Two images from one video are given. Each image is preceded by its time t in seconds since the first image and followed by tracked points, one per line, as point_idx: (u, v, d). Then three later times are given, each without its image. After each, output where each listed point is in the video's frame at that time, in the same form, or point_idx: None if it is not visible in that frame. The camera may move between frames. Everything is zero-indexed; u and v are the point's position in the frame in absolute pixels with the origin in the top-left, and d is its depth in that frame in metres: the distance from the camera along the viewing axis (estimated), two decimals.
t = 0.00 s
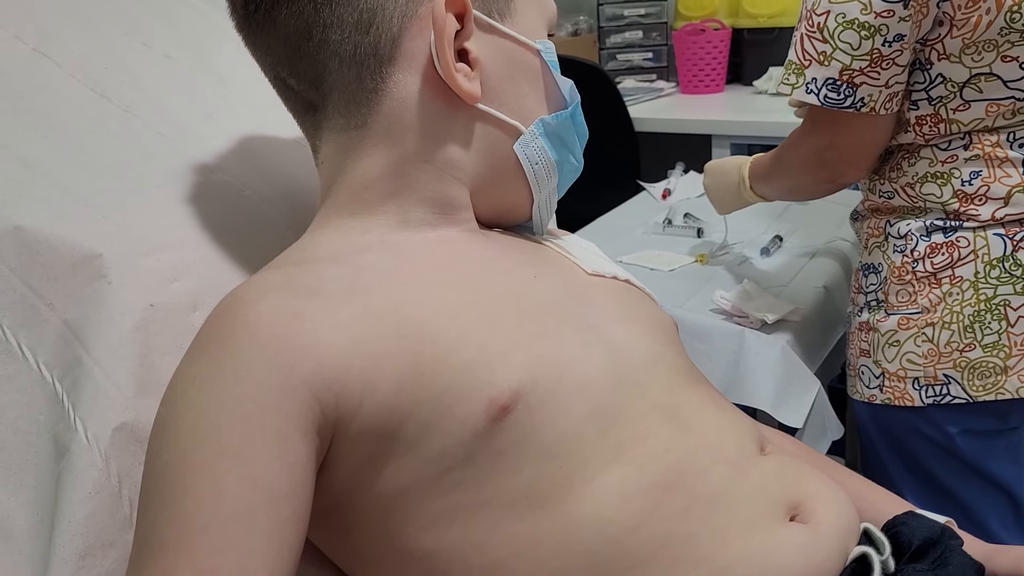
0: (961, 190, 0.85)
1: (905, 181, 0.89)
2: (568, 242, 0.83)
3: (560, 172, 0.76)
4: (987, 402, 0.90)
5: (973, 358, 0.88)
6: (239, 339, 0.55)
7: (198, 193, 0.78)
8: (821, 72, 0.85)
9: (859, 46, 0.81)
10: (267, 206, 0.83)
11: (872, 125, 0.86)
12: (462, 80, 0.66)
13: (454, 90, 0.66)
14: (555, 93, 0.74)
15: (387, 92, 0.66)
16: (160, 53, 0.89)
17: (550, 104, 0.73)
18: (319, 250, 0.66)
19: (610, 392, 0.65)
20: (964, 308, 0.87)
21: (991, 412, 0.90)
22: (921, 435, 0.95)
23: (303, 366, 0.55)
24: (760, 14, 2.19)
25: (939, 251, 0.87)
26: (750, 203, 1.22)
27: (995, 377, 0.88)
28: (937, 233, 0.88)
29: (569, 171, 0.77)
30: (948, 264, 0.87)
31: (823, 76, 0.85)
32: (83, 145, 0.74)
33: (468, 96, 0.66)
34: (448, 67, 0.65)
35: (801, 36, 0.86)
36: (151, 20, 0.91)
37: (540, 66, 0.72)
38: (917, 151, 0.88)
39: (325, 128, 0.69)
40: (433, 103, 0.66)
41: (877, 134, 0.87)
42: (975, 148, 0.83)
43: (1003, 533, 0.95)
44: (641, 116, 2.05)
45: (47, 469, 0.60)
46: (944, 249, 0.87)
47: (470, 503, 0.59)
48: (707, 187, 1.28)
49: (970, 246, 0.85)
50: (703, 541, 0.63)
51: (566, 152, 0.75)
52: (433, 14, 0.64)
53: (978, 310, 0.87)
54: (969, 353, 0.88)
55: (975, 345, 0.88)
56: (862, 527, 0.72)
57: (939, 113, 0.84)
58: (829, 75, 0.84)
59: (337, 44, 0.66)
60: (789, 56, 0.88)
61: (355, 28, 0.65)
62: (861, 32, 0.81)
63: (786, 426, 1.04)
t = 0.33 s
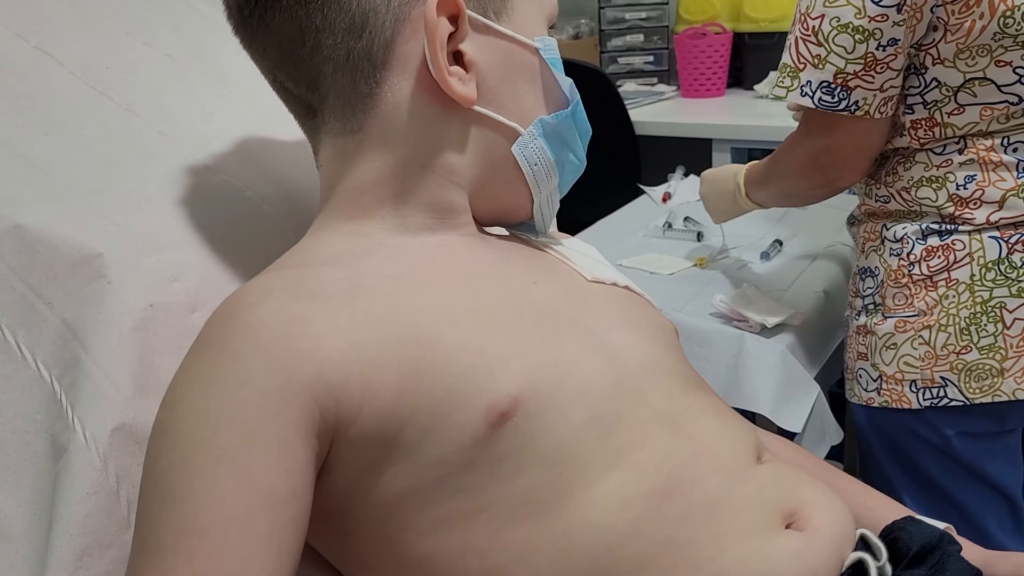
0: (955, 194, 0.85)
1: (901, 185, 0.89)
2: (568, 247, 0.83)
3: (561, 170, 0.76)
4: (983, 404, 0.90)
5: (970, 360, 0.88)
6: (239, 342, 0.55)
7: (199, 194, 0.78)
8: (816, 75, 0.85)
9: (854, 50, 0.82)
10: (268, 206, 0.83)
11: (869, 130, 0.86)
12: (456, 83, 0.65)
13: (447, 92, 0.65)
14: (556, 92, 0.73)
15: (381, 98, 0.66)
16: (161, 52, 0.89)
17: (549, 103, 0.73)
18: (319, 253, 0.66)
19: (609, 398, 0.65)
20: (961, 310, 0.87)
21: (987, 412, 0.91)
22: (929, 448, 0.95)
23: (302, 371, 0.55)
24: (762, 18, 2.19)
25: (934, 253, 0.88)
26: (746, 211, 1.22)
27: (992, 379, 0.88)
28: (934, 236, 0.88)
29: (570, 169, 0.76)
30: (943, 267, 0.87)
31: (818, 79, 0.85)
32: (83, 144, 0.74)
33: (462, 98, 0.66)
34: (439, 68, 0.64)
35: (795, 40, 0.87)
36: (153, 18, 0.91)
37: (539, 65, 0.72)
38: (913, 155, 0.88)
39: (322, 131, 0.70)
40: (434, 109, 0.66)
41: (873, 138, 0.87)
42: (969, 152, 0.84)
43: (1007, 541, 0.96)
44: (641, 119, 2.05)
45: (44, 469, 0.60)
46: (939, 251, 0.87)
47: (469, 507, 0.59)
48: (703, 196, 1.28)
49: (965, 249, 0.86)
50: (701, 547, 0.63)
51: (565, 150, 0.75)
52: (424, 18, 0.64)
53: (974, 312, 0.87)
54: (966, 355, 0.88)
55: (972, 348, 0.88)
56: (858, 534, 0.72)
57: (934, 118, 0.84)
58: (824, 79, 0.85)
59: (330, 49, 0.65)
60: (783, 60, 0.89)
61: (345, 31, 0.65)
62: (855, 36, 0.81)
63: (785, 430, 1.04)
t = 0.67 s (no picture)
0: (959, 190, 0.85)
1: (904, 182, 0.89)
2: (564, 247, 0.83)
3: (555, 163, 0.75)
4: (986, 400, 0.90)
5: (973, 356, 0.88)
6: (233, 345, 0.55)
7: (195, 193, 0.78)
8: (824, 70, 0.85)
9: (863, 44, 0.82)
10: (263, 205, 0.83)
11: (876, 123, 0.86)
12: (437, 86, 0.65)
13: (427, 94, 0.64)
14: (547, 83, 0.72)
15: (366, 102, 0.66)
16: (158, 50, 0.89)
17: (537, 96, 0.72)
18: (314, 255, 0.66)
19: (603, 399, 0.65)
20: (964, 306, 0.88)
21: (991, 409, 0.91)
22: (925, 442, 0.95)
23: (295, 376, 0.55)
24: (759, 18, 2.19)
25: (938, 250, 0.88)
26: (742, 211, 1.22)
27: (995, 375, 0.88)
28: (937, 233, 0.88)
29: (565, 161, 0.76)
30: (947, 263, 0.87)
31: (827, 74, 0.85)
32: (79, 142, 0.74)
33: (446, 101, 0.65)
34: (420, 70, 0.64)
35: (803, 34, 0.86)
36: (151, 16, 0.91)
37: (527, 57, 0.71)
38: (915, 152, 0.88)
39: (311, 134, 0.70)
40: (430, 115, 0.66)
41: (879, 133, 0.87)
42: (973, 148, 0.84)
43: (1005, 536, 0.97)
44: (638, 119, 2.06)
45: (39, 466, 0.60)
46: (943, 248, 0.87)
47: (463, 511, 0.59)
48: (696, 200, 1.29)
49: (968, 245, 0.86)
50: (695, 546, 0.63)
51: (558, 141, 0.74)
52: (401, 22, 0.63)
53: (978, 308, 0.87)
54: (970, 351, 0.88)
55: (975, 344, 0.88)
56: (852, 530, 0.72)
57: (937, 113, 0.85)
58: (832, 73, 0.85)
59: (311, 56, 0.66)
60: (790, 54, 0.88)
61: (324, 38, 0.65)
62: (864, 30, 0.81)
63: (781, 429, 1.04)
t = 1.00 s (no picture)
0: (973, 188, 0.86)
1: (916, 181, 0.89)
2: (558, 248, 0.83)
3: (552, 163, 0.75)
4: (1001, 399, 0.91)
5: (988, 355, 0.89)
6: (229, 349, 0.55)
7: (189, 193, 0.78)
8: (845, 64, 0.85)
9: (884, 36, 0.82)
10: (258, 205, 0.83)
11: (894, 113, 0.86)
12: (428, 90, 0.65)
13: (420, 98, 0.64)
14: (540, 83, 0.72)
15: (358, 107, 0.66)
16: (155, 50, 0.89)
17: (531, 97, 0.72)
18: (309, 258, 0.66)
19: (597, 401, 0.65)
20: (979, 306, 0.89)
21: (1003, 408, 0.92)
22: (932, 443, 0.96)
23: (290, 380, 0.55)
24: (757, 18, 2.19)
25: (952, 250, 0.88)
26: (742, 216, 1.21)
27: (1009, 373, 0.90)
28: (950, 233, 0.88)
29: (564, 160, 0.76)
30: (961, 263, 0.88)
31: (847, 67, 0.85)
32: (76, 144, 0.74)
33: (439, 106, 0.65)
34: (412, 74, 0.64)
35: (823, 28, 0.86)
36: (148, 16, 0.91)
37: (518, 57, 0.70)
38: (927, 150, 0.89)
39: (303, 137, 0.70)
40: (428, 120, 0.67)
41: (896, 126, 0.87)
42: (986, 145, 0.84)
43: (1004, 538, 0.97)
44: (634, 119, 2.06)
45: (35, 467, 0.60)
46: (957, 248, 0.88)
47: (457, 513, 0.60)
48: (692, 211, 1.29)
49: (983, 245, 0.87)
50: (689, 548, 0.63)
51: (551, 140, 0.73)
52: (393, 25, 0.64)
53: (993, 307, 0.88)
54: (985, 350, 0.89)
55: (990, 343, 0.89)
56: (847, 532, 0.72)
57: (952, 108, 0.85)
58: (853, 67, 0.84)
59: (302, 63, 0.66)
60: (811, 49, 0.88)
61: (314, 45, 0.65)
62: (885, 22, 0.81)
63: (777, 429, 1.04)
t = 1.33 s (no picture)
0: (984, 182, 0.87)
1: (925, 179, 0.90)
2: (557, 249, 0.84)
3: (552, 168, 0.75)
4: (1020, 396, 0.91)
5: (1006, 353, 0.90)
6: (230, 350, 0.56)
7: (189, 194, 0.78)
8: (859, 58, 0.85)
9: (898, 29, 0.82)
10: (258, 205, 0.83)
11: (902, 106, 0.86)
12: (433, 94, 0.65)
13: (425, 103, 0.65)
14: (544, 89, 0.72)
15: (363, 109, 0.66)
16: (156, 52, 0.89)
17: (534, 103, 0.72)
18: (310, 260, 0.66)
19: (597, 402, 0.65)
20: (995, 304, 0.89)
21: (1020, 406, 0.92)
22: (947, 445, 0.96)
23: (291, 382, 0.55)
24: (755, 19, 2.21)
25: (965, 248, 0.89)
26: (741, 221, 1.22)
27: None
28: (962, 231, 0.89)
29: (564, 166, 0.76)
30: (975, 261, 0.89)
31: (862, 61, 0.85)
32: (77, 145, 0.74)
33: (442, 109, 0.66)
34: (417, 79, 0.64)
35: (836, 23, 0.86)
36: (149, 17, 0.91)
37: (523, 63, 0.70)
38: (936, 146, 0.89)
39: (306, 137, 0.70)
40: (432, 124, 0.67)
41: (904, 123, 0.87)
42: (996, 138, 0.85)
43: (1013, 540, 0.96)
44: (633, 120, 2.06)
45: (37, 468, 0.60)
46: (970, 246, 0.89)
47: (458, 514, 0.60)
48: (690, 215, 1.30)
49: (996, 242, 0.88)
50: (689, 548, 0.63)
51: (553, 146, 0.74)
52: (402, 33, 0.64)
53: (1009, 304, 0.89)
54: (1003, 348, 0.90)
55: (1007, 340, 0.90)
56: (847, 534, 0.73)
57: (960, 101, 0.86)
58: (868, 61, 0.84)
59: (307, 63, 0.66)
60: (824, 45, 0.88)
61: (320, 45, 0.65)
62: (899, 15, 0.82)
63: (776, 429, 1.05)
